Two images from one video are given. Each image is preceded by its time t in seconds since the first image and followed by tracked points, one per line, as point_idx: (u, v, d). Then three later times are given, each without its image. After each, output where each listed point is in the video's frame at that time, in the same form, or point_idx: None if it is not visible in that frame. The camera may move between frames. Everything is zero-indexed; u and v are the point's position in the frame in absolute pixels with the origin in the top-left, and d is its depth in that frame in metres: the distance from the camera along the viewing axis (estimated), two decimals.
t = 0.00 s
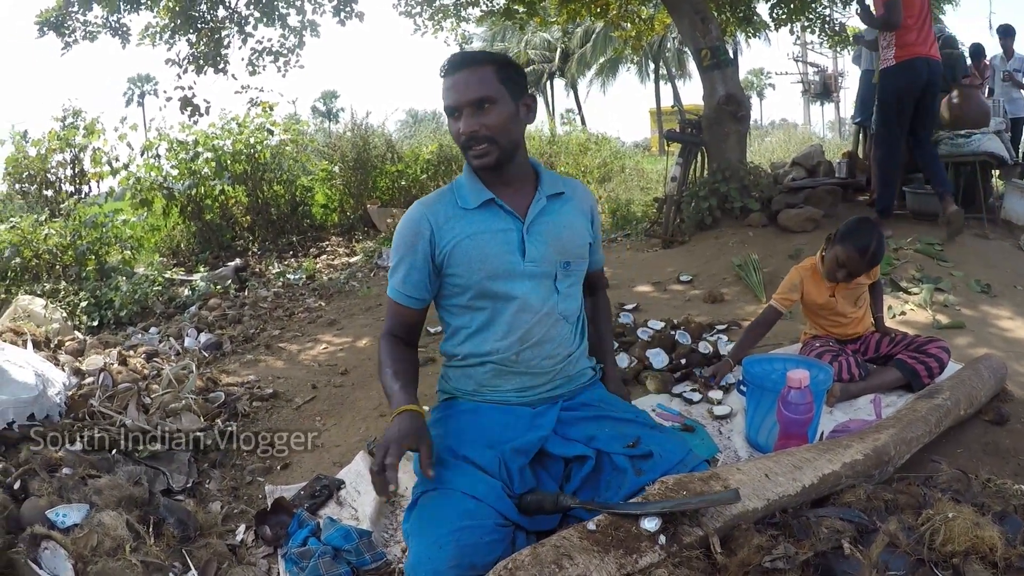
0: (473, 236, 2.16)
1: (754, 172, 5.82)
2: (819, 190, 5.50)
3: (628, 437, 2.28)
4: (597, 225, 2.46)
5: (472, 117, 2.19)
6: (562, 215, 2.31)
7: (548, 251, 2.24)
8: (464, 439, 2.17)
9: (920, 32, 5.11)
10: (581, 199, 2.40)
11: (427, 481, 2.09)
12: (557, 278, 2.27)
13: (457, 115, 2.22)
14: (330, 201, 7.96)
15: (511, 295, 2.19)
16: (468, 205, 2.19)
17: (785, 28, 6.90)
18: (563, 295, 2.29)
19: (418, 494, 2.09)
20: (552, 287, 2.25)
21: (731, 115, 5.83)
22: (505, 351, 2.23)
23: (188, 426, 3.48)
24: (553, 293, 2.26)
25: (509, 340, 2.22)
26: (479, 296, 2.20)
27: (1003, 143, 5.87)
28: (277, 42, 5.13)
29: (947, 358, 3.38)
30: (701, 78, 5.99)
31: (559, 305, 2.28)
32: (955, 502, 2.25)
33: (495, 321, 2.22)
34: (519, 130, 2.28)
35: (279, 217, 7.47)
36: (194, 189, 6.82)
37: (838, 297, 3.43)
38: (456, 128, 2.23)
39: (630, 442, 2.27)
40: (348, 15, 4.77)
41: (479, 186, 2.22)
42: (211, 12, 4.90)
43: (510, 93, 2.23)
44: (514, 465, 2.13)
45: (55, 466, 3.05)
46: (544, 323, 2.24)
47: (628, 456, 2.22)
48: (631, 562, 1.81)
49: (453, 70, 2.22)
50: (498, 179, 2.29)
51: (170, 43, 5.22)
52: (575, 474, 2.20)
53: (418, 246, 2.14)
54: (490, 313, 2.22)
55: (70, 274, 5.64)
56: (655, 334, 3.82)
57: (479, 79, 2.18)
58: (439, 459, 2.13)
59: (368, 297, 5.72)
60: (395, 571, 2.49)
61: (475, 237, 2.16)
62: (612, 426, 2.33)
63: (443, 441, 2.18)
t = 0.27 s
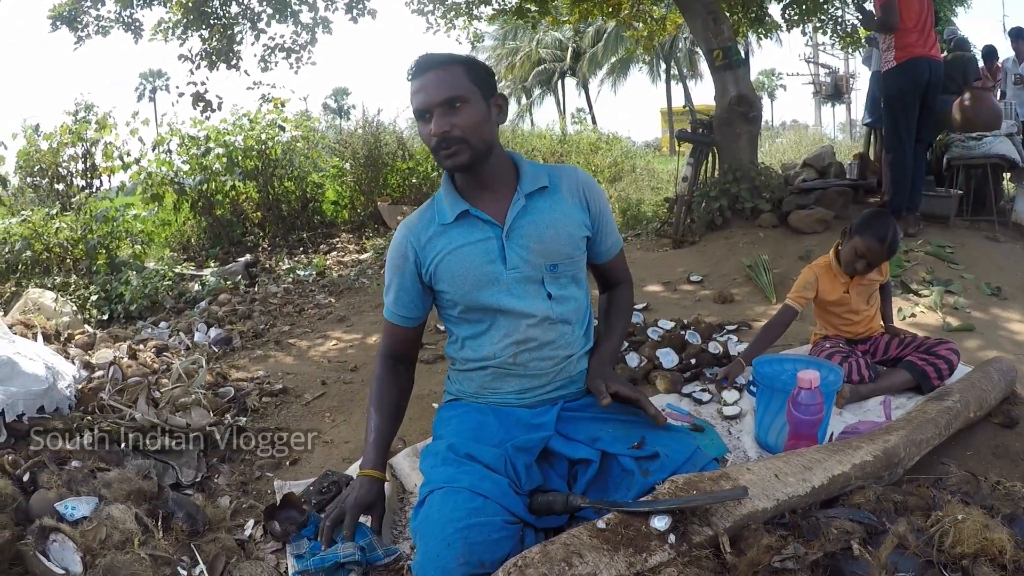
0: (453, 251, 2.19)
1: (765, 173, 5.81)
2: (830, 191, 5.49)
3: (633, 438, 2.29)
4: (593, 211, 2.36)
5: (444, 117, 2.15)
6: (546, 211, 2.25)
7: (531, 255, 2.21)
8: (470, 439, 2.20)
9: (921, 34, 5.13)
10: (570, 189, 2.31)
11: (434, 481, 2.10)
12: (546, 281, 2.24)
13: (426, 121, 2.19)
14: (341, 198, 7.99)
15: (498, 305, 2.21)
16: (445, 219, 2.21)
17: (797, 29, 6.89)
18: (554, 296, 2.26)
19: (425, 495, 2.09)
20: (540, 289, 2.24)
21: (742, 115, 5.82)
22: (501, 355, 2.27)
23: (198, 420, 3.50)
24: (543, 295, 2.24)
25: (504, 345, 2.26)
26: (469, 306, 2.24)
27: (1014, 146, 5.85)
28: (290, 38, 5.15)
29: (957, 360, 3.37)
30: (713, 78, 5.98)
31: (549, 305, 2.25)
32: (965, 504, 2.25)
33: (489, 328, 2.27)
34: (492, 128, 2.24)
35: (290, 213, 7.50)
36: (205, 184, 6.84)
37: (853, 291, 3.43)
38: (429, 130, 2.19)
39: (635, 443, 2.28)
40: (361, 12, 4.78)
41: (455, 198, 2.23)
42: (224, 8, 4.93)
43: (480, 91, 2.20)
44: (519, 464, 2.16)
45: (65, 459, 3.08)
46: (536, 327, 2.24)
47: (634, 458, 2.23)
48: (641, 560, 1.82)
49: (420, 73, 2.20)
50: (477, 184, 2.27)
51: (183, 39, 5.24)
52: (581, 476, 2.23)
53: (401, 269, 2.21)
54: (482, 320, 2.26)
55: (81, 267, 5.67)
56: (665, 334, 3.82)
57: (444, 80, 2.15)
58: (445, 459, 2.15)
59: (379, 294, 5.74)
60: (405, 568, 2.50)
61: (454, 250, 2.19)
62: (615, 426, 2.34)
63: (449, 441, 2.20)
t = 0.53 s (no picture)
0: (431, 262, 2.21)
1: (773, 174, 5.80)
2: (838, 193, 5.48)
3: (634, 438, 2.31)
4: (573, 211, 2.26)
5: (433, 112, 2.15)
6: (521, 215, 2.21)
7: (507, 262, 2.19)
8: (473, 445, 2.20)
9: (922, 37, 5.12)
10: (548, 190, 2.26)
11: (440, 488, 2.10)
12: (525, 288, 2.21)
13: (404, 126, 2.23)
14: (348, 197, 8.00)
15: (479, 314, 2.21)
16: (422, 231, 2.24)
17: (805, 30, 6.88)
18: (536, 302, 2.22)
19: (432, 502, 2.10)
20: (520, 297, 2.21)
21: (750, 117, 5.82)
22: (491, 362, 2.27)
23: (205, 419, 3.50)
24: (523, 302, 2.21)
25: (493, 351, 2.26)
26: (454, 315, 2.26)
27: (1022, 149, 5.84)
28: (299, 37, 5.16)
29: (964, 362, 3.36)
30: (721, 79, 5.98)
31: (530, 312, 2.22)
32: (972, 507, 2.25)
33: (477, 335, 2.27)
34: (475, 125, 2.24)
35: (297, 212, 7.52)
36: (212, 183, 6.86)
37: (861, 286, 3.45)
38: (410, 130, 2.18)
39: (636, 443, 2.30)
40: (370, 11, 4.78)
41: (432, 208, 2.25)
42: (233, 7, 4.95)
43: (458, 89, 2.22)
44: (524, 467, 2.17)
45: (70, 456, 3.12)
46: (519, 333, 2.22)
47: (635, 458, 2.26)
48: (648, 561, 1.82)
49: (395, 79, 2.22)
50: (456, 192, 2.27)
51: (192, 38, 5.26)
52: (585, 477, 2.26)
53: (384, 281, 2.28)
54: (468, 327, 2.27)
55: (88, 265, 5.69)
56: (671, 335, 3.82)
57: (418, 83, 2.17)
58: (449, 465, 2.15)
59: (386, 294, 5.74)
60: (411, 568, 2.50)
61: (432, 262, 2.21)
62: (616, 427, 2.35)
63: (452, 447, 2.21)
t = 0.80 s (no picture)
0: (425, 265, 2.21)
1: (779, 174, 5.79)
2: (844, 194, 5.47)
3: (632, 433, 2.32)
4: (565, 212, 2.26)
5: (421, 109, 2.15)
6: (513, 218, 2.20)
7: (499, 265, 2.18)
8: (473, 444, 2.22)
9: (918, 40, 5.12)
10: (540, 191, 2.26)
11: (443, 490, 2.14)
12: (517, 291, 2.21)
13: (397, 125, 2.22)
14: (354, 195, 7.96)
15: (472, 317, 2.21)
16: (415, 233, 2.24)
17: (812, 31, 6.87)
18: (529, 305, 2.21)
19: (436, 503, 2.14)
20: (513, 299, 2.21)
21: (757, 117, 5.81)
22: (486, 364, 2.26)
23: (209, 415, 3.49)
24: (516, 304, 2.21)
25: (488, 353, 2.25)
26: (447, 317, 2.25)
27: None
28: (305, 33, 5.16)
29: (969, 364, 3.35)
30: (728, 79, 5.97)
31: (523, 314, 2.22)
32: (976, 509, 2.25)
33: (471, 337, 2.26)
34: (468, 123, 2.23)
35: (303, 209, 7.53)
36: (218, 178, 6.86)
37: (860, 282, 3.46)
38: (402, 128, 2.17)
39: (635, 437, 2.32)
40: (377, 8, 4.78)
41: (425, 211, 2.25)
42: (240, 3, 4.94)
43: (447, 87, 2.22)
44: (524, 462, 2.16)
45: (75, 451, 3.14)
46: (513, 336, 2.22)
47: (635, 453, 2.27)
48: (652, 560, 1.82)
49: (385, 76, 2.22)
50: (449, 193, 2.26)
51: (198, 34, 5.25)
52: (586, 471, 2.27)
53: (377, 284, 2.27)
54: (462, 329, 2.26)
55: (93, 260, 5.71)
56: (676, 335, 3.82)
57: (409, 80, 2.17)
58: (450, 467, 2.18)
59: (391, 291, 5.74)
60: (415, 564, 2.51)
61: (425, 265, 2.21)
62: (614, 422, 2.36)
63: (452, 448, 2.23)
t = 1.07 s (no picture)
0: (434, 261, 2.17)
1: (782, 173, 5.78)
2: (846, 192, 5.46)
3: (633, 410, 2.37)
4: (568, 212, 2.34)
5: (434, 111, 2.16)
6: (522, 215, 2.24)
7: (510, 261, 2.20)
8: (479, 444, 2.24)
9: (912, 40, 5.10)
10: (545, 190, 2.32)
11: (450, 491, 2.17)
12: (526, 287, 2.23)
13: (410, 120, 2.19)
14: (357, 196, 8.00)
15: (481, 315, 2.18)
16: (423, 229, 2.19)
17: (814, 29, 6.87)
18: (535, 301, 2.24)
19: (443, 504, 2.17)
20: (522, 295, 2.22)
21: (759, 116, 5.81)
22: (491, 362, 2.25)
23: (212, 417, 3.51)
24: (524, 300, 2.22)
25: (494, 350, 2.24)
26: (453, 315, 2.21)
27: None
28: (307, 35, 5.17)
29: (972, 362, 3.35)
30: (730, 78, 5.97)
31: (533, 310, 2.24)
32: (981, 507, 2.24)
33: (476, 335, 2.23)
34: (477, 125, 2.25)
35: (306, 211, 7.54)
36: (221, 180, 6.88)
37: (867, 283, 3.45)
38: (414, 128, 2.17)
39: (634, 414, 2.36)
40: (379, 10, 4.79)
41: (432, 207, 2.21)
42: (242, 5, 4.96)
43: (460, 87, 2.23)
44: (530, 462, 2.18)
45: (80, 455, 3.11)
46: (522, 331, 2.23)
47: (637, 429, 2.32)
48: (657, 560, 1.82)
49: (397, 75, 2.21)
50: (455, 190, 2.25)
51: (200, 36, 5.27)
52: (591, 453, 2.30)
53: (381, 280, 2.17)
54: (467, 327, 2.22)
55: (97, 263, 5.72)
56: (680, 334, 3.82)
57: (423, 80, 2.17)
58: (456, 469, 2.21)
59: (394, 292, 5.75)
60: (420, 566, 2.51)
61: (434, 261, 2.16)
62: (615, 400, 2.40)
63: (457, 449, 2.26)
